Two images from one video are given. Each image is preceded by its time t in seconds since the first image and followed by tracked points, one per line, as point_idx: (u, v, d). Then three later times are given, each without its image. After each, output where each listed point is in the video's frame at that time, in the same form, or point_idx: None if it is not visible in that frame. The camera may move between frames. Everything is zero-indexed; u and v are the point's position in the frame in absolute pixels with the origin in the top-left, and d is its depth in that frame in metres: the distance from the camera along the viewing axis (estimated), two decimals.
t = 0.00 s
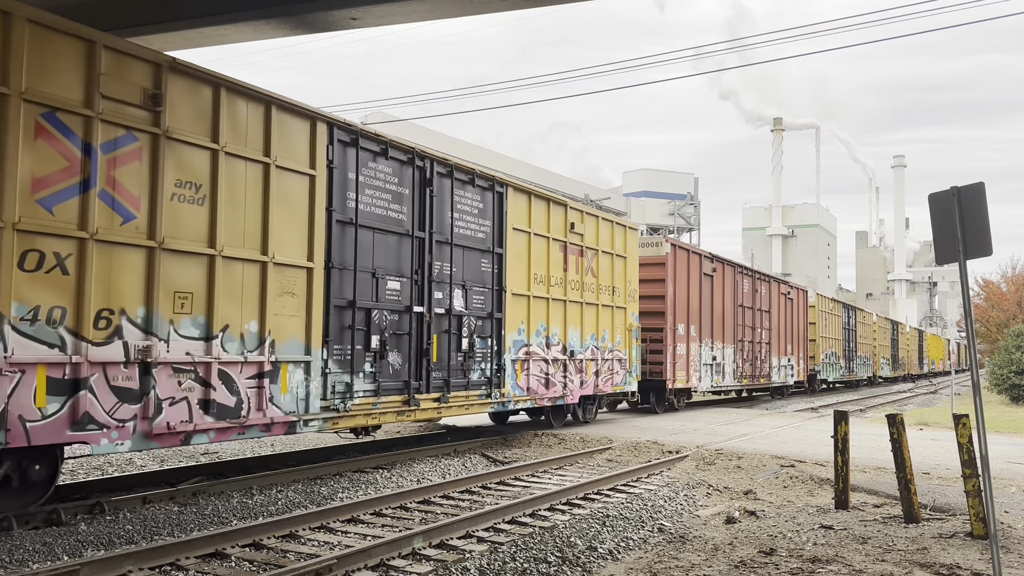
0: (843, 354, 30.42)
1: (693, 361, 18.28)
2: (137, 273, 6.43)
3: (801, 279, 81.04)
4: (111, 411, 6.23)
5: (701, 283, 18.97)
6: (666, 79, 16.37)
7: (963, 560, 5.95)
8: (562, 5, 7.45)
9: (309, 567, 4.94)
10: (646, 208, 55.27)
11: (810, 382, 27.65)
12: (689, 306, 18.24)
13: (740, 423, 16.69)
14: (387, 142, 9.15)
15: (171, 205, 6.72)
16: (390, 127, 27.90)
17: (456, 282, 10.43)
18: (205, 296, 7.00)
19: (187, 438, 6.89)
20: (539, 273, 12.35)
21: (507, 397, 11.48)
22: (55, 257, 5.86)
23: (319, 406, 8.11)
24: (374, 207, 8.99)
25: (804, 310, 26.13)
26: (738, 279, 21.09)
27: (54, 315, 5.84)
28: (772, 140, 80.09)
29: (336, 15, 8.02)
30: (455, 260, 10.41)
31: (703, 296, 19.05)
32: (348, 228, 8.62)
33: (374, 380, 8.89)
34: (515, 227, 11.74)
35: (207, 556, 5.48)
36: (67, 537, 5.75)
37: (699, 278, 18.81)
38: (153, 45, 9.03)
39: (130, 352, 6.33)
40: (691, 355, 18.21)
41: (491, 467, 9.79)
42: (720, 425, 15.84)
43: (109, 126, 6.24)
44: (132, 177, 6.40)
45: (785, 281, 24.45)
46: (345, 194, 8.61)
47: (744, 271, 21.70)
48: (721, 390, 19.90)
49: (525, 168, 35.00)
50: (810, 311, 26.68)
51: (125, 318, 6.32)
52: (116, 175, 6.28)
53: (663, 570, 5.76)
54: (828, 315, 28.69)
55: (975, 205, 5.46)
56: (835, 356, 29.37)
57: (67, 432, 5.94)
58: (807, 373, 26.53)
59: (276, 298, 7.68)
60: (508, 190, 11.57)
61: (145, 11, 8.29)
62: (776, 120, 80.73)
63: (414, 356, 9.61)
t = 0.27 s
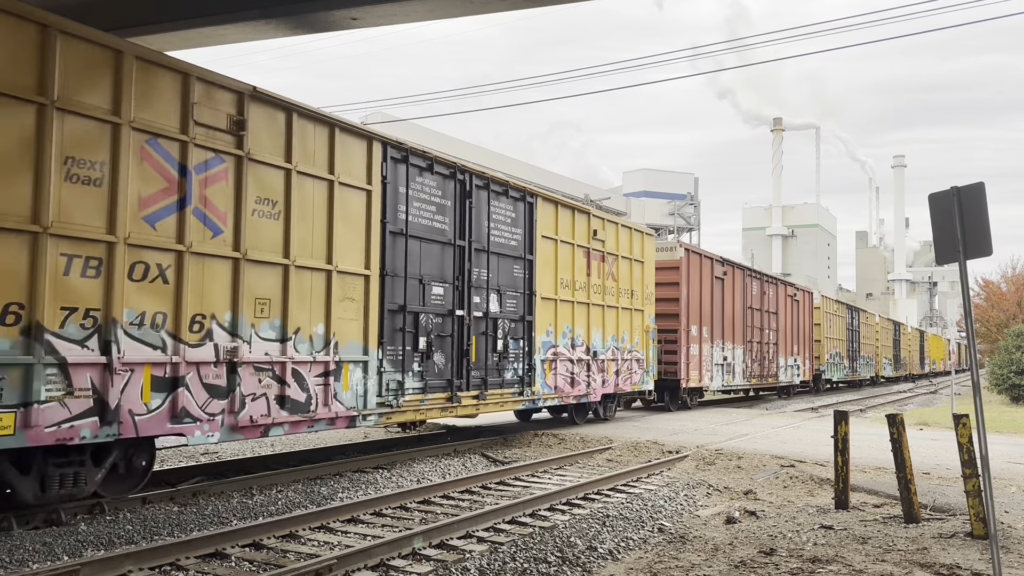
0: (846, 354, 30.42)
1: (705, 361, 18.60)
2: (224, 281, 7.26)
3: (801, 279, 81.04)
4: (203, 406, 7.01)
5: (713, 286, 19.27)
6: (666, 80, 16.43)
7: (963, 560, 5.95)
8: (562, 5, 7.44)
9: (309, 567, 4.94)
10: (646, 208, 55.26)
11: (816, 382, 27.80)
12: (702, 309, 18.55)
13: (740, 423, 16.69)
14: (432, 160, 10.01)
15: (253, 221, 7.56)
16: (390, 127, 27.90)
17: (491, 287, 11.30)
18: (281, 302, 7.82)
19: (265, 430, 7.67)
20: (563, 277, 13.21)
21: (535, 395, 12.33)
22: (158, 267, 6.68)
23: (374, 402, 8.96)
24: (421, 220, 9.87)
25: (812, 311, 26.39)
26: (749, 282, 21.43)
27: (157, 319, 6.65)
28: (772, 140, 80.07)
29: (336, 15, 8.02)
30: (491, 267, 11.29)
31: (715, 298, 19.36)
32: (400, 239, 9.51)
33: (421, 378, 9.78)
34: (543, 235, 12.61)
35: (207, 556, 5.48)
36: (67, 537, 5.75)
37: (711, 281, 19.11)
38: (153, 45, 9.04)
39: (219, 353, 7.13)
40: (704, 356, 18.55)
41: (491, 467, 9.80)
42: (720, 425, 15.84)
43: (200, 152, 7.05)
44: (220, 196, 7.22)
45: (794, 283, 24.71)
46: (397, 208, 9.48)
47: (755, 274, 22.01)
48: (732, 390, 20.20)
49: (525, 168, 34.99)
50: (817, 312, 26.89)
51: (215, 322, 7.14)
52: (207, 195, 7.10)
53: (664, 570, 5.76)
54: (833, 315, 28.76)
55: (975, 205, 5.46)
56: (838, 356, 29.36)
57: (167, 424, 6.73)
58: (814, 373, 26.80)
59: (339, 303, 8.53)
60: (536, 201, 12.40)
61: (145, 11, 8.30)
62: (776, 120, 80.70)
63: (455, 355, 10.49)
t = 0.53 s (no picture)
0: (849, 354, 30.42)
1: (717, 362, 18.79)
2: (296, 288, 7.91)
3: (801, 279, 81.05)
4: (279, 401, 7.65)
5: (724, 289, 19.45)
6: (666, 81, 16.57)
7: (963, 560, 5.95)
8: (562, 5, 7.43)
9: (309, 567, 4.94)
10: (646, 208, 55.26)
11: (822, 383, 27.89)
12: (714, 310, 18.73)
13: (740, 423, 16.69)
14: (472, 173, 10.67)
15: (319, 232, 8.18)
16: (390, 127, 27.90)
17: (523, 291, 11.93)
18: (343, 307, 8.47)
19: (330, 424, 8.30)
20: (587, 281, 13.80)
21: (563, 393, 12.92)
22: (241, 275, 7.32)
23: (423, 400, 9.57)
24: (462, 229, 10.54)
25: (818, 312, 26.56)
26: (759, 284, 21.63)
27: (241, 322, 7.31)
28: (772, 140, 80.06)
29: (336, 15, 8.02)
30: (523, 272, 11.94)
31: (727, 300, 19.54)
32: (443, 247, 10.16)
33: (462, 376, 10.44)
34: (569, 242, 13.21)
35: (207, 556, 5.48)
36: (67, 537, 5.75)
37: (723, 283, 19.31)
38: (154, 45, 9.04)
39: (293, 353, 7.76)
40: (716, 357, 18.76)
41: (491, 467, 9.80)
42: (720, 426, 15.84)
43: (276, 171, 7.70)
44: (292, 211, 7.86)
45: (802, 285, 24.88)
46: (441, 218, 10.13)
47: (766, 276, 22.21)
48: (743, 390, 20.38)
49: (525, 168, 35.00)
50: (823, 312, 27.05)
51: (289, 325, 7.78)
52: (282, 210, 7.75)
53: (664, 571, 5.76)
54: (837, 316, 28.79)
55: (975, 205, 5.46)
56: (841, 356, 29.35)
57: (250, 418, 7.36)
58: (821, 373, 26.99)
59: (392, 307, 9.18)
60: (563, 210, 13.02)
61: (146, 11, 8.30)
62: (776, 120, 80.70)
63: (492, 355, 11.13)
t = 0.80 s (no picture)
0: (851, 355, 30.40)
1: (728, 362, 18.93)
2: (355, 293, 8.61)
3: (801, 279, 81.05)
4: (342, 396, 8.35)
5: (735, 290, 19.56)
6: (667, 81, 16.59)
7: (963, 560, 5.95)
8: (562, 5, 7.43)
9: (309, 567, 4.94)
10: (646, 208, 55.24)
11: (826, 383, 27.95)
12: (726, 312, 18.86)
13: (740, 423, 16.69)
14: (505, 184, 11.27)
15: (375, 242, 8.89)
16: (389, 127, 27.90)
17: (551, 295, 12.47)
18: (394, 310, 9.17)
19: (384, 418, 8.99)
20: (609, 285, 14.27)
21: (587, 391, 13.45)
22: (311, 282, 8.04)
23: (463, 396, 10.26)
24: (496, 237, 11.15)
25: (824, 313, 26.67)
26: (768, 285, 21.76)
27: (310, 324, 8.02)
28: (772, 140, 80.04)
29: (336, 15, 8.01)
30: (552, 277, 12.51)
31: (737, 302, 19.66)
32: (481, 255, 10.82)
33: (497, 374, 11.09)
34: (593, 248, 13.70)
35: (207, 556, 5.48)
36: (67, 537, 5.75)
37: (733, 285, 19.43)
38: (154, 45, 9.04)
39: (353, 352, 8.48)
40: (727, 357, 18.91)
41: (491, 467, 9.80)
42: (720, 425, 15.84)
43: (339, 186, 8.40)
44: (353, 222, 8.57)
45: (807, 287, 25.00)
46: (478, 227, 10.74)
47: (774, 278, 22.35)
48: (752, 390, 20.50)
49: (526, 168, 35.00)
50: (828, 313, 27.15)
51: (349, 327, 8.48)
52: (344, 222, 8.45)
53: (664, 570, 5.77)
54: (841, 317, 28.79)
55: (975, 205, 5.46)
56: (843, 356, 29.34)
57: (316, 411, 8.05)
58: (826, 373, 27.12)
59: (436, 309, 9.87)
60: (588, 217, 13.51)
61: (145, 11, 8.29)
62: (776, 120, 80.68)
63: (523, 355, 11.74)
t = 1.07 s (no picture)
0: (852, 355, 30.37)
1: (738, 362, 18.98)
2: (404, 298, 9.13)
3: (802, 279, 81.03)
4: (394, 392, 8.87)
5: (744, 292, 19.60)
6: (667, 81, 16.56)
7: (963, 560, 5.95)
8: (562, 5, 7.42)
9: (309, 567, 4.94)
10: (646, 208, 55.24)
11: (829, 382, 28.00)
12: (736, 313, 18.91)
13: (740, 423, 16.69)
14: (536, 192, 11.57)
15: (422, 249, 9.39)
16: (389, 127, 27.91)
17: (578, 299, 12.65)
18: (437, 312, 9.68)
19: (429, 412, 9.53)
20: (631, 288, 14.42)
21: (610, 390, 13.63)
22: (365, 287, 8.60)
23: (498, 394, 10.67)
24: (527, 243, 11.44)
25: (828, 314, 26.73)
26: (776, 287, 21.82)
27: (366, 326, 8.58)
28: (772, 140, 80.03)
29: (336, 15, 8.00)
30: (581, 281, 12.76)
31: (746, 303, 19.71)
32: (514, 261, 11.14)
33: (528, 374, 11.39)
34: (616, 252, 13.85)
35: (207, 555, 5.48)
36: (67, 537, 5.75)
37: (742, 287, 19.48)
38: (153, 45, 9.03)
39: (403, 352, 8.99)
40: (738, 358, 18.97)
41: (491, 467, 9.79)
42: (720, 425, 15.84)
43: (391, 200, 8.96)
44: (404, 232, 9.12)
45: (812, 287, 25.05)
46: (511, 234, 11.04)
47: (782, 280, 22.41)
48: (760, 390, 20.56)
49: (526, 168, 35.00)
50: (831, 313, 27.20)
51: (399, 328, 9.01)
52: (395, 232, 9.00)
53: (664, 570, 5.76)
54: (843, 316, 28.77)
55: (975, 205, 5.46)
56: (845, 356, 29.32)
57: (372, 406, 8.59)
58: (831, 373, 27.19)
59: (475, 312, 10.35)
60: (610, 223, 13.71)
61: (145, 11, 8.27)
62: (776, 120, 80.67)
63: (552, 356, 12.00)
